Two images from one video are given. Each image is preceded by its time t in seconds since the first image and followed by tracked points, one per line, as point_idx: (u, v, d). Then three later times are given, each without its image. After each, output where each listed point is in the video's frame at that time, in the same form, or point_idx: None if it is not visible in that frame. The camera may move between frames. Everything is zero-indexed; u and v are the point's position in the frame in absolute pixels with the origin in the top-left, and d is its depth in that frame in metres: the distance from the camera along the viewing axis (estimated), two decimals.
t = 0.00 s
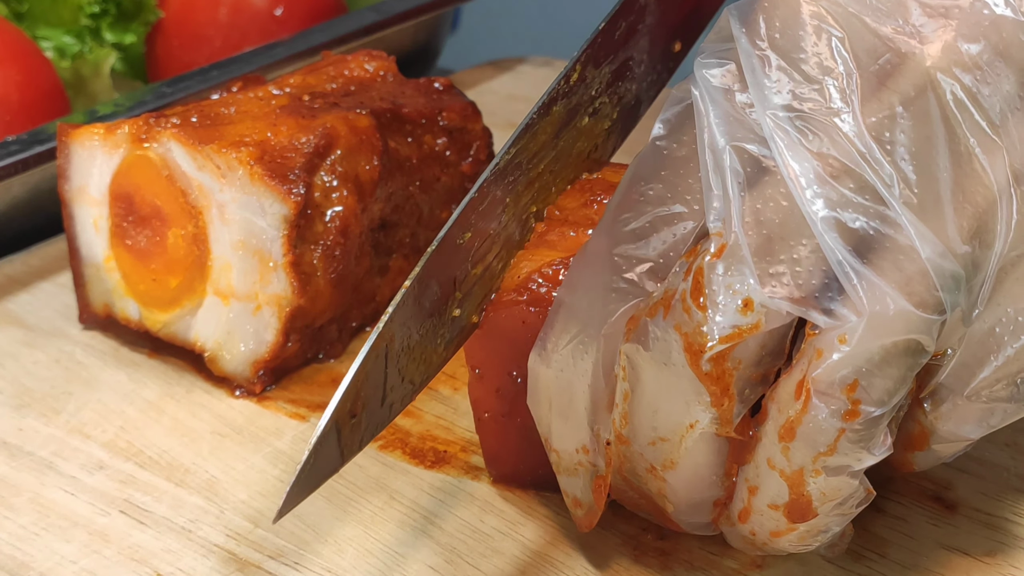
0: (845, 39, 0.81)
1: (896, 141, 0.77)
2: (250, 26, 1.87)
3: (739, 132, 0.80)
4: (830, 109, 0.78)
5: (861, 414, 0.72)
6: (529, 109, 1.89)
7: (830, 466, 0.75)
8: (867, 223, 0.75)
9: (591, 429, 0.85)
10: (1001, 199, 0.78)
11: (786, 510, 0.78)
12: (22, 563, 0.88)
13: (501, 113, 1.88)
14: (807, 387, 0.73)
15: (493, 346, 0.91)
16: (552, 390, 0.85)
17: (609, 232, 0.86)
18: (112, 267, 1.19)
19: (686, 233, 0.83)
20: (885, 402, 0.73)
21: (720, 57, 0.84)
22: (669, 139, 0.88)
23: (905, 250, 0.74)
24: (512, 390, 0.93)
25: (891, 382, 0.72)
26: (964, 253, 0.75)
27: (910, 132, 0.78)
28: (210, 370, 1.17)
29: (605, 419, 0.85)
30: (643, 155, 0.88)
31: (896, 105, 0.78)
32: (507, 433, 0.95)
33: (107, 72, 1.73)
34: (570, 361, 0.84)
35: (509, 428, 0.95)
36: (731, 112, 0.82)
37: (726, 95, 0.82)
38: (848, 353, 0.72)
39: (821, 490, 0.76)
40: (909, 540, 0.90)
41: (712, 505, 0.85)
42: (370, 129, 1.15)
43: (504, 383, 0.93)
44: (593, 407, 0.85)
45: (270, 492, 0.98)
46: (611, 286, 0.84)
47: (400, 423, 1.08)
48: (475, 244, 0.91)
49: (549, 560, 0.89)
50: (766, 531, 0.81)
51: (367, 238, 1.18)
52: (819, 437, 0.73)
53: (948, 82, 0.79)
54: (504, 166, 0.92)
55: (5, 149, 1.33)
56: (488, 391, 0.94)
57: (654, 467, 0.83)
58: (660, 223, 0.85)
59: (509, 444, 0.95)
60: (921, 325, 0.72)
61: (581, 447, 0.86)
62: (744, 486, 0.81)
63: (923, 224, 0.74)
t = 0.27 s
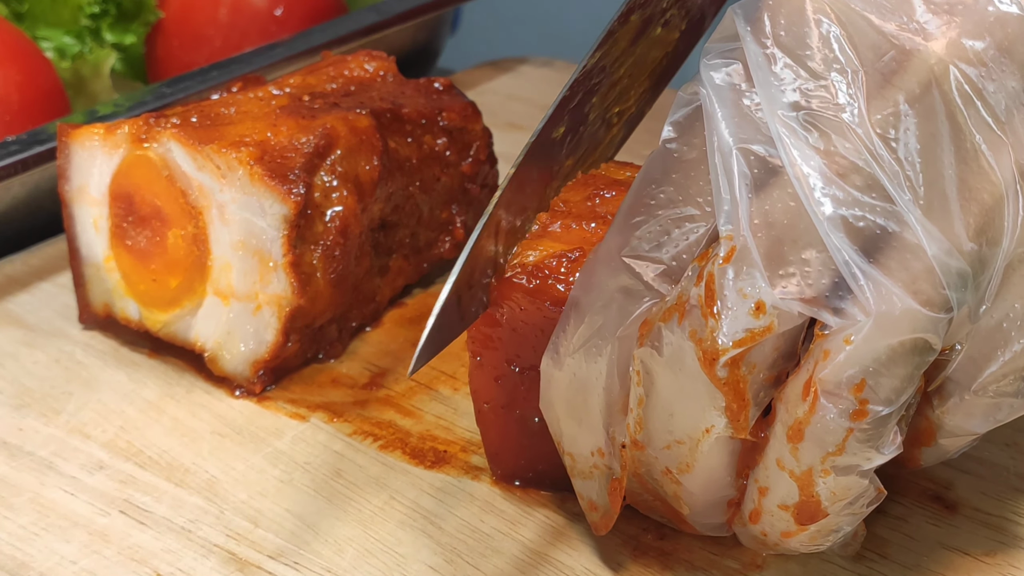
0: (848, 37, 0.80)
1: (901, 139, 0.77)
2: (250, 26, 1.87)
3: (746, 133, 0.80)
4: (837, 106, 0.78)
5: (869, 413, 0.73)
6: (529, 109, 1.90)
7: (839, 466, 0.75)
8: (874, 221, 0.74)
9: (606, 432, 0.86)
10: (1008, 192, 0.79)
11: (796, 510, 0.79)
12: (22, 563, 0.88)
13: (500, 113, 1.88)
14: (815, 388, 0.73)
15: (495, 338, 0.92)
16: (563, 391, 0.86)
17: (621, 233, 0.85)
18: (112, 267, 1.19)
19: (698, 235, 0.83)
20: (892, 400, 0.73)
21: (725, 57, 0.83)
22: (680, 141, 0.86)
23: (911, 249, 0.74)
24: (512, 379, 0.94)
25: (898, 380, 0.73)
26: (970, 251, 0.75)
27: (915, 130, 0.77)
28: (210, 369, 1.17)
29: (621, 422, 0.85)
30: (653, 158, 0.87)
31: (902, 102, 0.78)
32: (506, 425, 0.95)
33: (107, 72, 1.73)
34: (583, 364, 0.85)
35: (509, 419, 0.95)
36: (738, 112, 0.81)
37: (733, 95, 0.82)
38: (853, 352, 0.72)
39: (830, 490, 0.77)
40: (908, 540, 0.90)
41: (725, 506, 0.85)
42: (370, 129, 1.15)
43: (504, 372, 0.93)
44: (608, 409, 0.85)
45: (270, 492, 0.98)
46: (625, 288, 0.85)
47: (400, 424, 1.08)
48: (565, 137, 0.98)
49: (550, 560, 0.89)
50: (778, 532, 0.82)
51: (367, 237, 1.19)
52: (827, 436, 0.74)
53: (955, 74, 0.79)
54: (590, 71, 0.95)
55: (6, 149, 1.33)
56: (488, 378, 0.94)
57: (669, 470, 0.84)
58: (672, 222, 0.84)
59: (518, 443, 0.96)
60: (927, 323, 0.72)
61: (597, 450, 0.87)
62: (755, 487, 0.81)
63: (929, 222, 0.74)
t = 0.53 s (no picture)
0: (854, 47, 0.81)
1: (907, 146, 0.77)
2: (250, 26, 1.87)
3: (751, 139, 0.80)
4: (842, 114, 0.78)
5: (877, 423, 0.73)
6: (529, 109, 1.90)
7: (848, 475, 0.75)
8: (880, 229, 0.75)
9: (607, 437, 0.86)
10: (1016, 203, 0.78)
11: (803, 519, 0.79)
12: (22, 563, 0.88)
13: (501, 113, 1.88)
14: (823, 399, 0.73)
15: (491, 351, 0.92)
16: (563, 394, 0.86)
17: (621, 239, 0.86)
18: (112, 267, 1.19)
19: (698, 241, 0.83)
20: (900, 409, 0.73)
21: (730, 63, 0.84)
22: (680, 146, 0.87)
23: (919, 256, 0.74)
24: (510, 391, 0.93)
25: (905, 390, 0.72)
26: (977, 259, 0.75)
27: (922, 137, 0.78)
28: (210, 369, 1.17)
29: (622, 427, 0.86)
30: (654, 164, 0.88)
31: (908, 110, 0.78)
32: (504, 436, 0.95)
33: (107, 72, 1.73)
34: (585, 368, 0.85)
35: (508, 430, 0.95)
36: (742, 118, 0.81)
37: (737, 101, 0.82)
38: (860, 361, 0.72)
39: (838, 498, 0.76)
40: (908, 540, 0.90)
41: (731, 512, 0.85)
42: (370, 129, 1.15)
43: (501, 385, 0.93)
44: (609, 413, 0.85)
45: (270, 492, 0.98)
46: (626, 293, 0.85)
47: (400, 424, 1.08)
48: (575, 132, 1.06)
49: (550, 560, 0.89)
50: (785, 539, 0.82)
51: (367, 237, 1.19)
52: (836, 447, 0.74)
53: (962, 84, 0.79)
54: (598, 66, 1.05)
55: (5, 149, 1.33)
56: (485, 392, 0.94)
57: (672, 476, 0.83)
58: (672, 231, 0.85)
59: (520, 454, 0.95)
60: (934, 331, 0.72)
61: (597, 456, 0.87)
62: (761, 495, 0.81)
63: (935, 229, 0.75)
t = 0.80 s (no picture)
0: (864, 50, 0.81)
1: (916, 148, 0.77)
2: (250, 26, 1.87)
3: (757, 140, 0.80)
4: (849, 116, 0.78)
5: (884, 424, 0.73)
6: (530, 109, 1.90)
7: (853, 476, 0.75)
8: (887, 231, 0.75)
9: (602, 437, 0.86)
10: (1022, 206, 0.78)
11: (806, 520, 0.79)
12: (22, 563, 0.88)
13: (501, 113, 1.88)
14: (830, 399, 0.73)
15: (491, 355, 0.91)
16: (564, 394, 0.86)
17: (621, 239, 0.86)
18: (112, 267, 1.19)
19: (699, 241, 0.83)
20: (907, 410, 0.73)
21: (735, 63, 0.83)
22: (682, 146, 0.87)
23: (925, 258, 0.74)
24: (511, 396, 0.93)
25: (912, 391, 0.73)
26: (984, 259, 0.75)
27: (930, 139, 0.78)
28: (210, 369, 1.17)
29: (619, 428, 0.86)
30: (655, 164, 0.88)
31: (916, 112, 0.78)
32: (503, 439, 0.95)
33: (107, 72, 1.73)
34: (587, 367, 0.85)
35: (509, 434, 0.95)
36: (748, 119, 0.81)
37: (742, 103, 0.82)
38: (867, 362, 0.72)
39: (843, 499, 0.76)
40: (909, 540, 0.90)
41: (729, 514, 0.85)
42: (370, 129, 1.15)
43: (502, 390, 0.93)
44: (605, 413, 0.85)
45: (270, 492, 0.98)
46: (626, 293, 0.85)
47: (400, 424, 1.08)
48: (536, 188, 0.99)
49: (550, 560, 0.89)
50: (786, 540, 0.82)
51: (366, 237, 1.19)
52: (842, 448, 0.74)
53: (969, 87, 0.79)
54: (563, 117, 1.01)
55: (5, 150, 1.34)
56: (486, 398, 0.94)
57: (671, 476, 0.83)
58: (674, 234, 0.85)
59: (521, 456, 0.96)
60: (942, 333, 0.72)
61: (591, 454, 0.87)
62: (764, 496, 0.81)
63: (942, 230, 0.75)
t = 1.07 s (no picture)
0: (868, 52, 0.81)
1: (919, 150, 0.77)
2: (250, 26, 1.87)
3: (761, 142, 0.80)
4: (853, 118, 0.78)
5: (889, 426, 0.73)
6: (530, 109, 1.90)
7: (858, 478, 0.75)
8: (891, 233, 0.75)
9: (607, 439, 0.86)
10: None
11: (810, 523, 0.79)
12: (22, 563, 0.88)
13: (501, 113, 1.88)
14: (835, 401, 0.73)
15: (490, 361, 0.92)
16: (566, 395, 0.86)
17: (624, 242, 0.87)
18: (112, 268, 1.19)
19: (703, 242, 0.83)
20: (911, 412, 0.73)
21: (737, 64, 0.83)
22: (684, 148, 0.87)
23: (929, 259, 0.74)
24: (512, 401, 0.93)
25: (917, 393, 0.73)
26: (988, 262, 0.75)
27: (934, 140, 0.78)
28: (210, 370, 1.17)
29: (623, 430, 0.86)
30: (657, 166, 0.88)
31: (920, 114, 0.78)
32: (505, 446, 0.95)
33: (107, 72, 1.73)
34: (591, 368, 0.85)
35: (510, 439, 0.95)
36: (752, 120, 0.81)
37: (746, 104, 0.82)
38: (871, 364, 0.72)
39: (846, 501, 0.76)
40: (909, 540, 0.90)
41: (731, 516, 0.85)
42: (370, 130, 1.15)
43: (503, 396, 0.93)
44: (609, 416, 0.85)
45: (270, 492, 0.98)
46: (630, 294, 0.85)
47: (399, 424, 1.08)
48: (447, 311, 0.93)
49: (550, 560, 0.89)
50: (789, 541, 0.82)
51: (366, 237, 1.19)
52: (846, 450, 0.74)
53: (973, 90, 0.79)
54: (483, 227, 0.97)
55: (5, 150, 1.34)
56: (487, 404, 0.94)
57: (673, 477, 0.83)
58: (678, 238, 0.84)
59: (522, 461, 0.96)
60: (947, 335, 0.72)
61: (597, 457, 0.87)
62: (767, 497, 0.81)
63: (946, 232, 0.75)
